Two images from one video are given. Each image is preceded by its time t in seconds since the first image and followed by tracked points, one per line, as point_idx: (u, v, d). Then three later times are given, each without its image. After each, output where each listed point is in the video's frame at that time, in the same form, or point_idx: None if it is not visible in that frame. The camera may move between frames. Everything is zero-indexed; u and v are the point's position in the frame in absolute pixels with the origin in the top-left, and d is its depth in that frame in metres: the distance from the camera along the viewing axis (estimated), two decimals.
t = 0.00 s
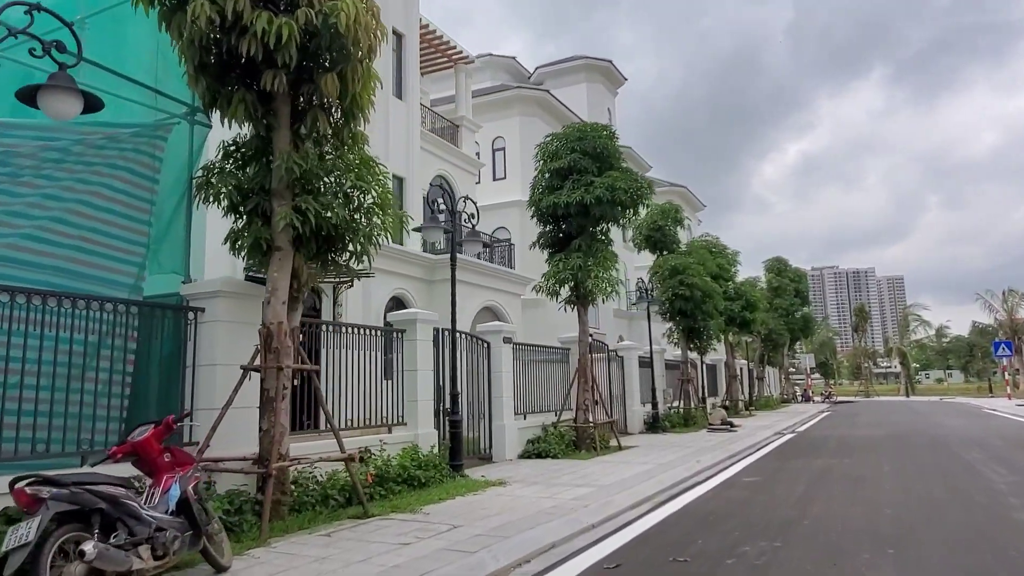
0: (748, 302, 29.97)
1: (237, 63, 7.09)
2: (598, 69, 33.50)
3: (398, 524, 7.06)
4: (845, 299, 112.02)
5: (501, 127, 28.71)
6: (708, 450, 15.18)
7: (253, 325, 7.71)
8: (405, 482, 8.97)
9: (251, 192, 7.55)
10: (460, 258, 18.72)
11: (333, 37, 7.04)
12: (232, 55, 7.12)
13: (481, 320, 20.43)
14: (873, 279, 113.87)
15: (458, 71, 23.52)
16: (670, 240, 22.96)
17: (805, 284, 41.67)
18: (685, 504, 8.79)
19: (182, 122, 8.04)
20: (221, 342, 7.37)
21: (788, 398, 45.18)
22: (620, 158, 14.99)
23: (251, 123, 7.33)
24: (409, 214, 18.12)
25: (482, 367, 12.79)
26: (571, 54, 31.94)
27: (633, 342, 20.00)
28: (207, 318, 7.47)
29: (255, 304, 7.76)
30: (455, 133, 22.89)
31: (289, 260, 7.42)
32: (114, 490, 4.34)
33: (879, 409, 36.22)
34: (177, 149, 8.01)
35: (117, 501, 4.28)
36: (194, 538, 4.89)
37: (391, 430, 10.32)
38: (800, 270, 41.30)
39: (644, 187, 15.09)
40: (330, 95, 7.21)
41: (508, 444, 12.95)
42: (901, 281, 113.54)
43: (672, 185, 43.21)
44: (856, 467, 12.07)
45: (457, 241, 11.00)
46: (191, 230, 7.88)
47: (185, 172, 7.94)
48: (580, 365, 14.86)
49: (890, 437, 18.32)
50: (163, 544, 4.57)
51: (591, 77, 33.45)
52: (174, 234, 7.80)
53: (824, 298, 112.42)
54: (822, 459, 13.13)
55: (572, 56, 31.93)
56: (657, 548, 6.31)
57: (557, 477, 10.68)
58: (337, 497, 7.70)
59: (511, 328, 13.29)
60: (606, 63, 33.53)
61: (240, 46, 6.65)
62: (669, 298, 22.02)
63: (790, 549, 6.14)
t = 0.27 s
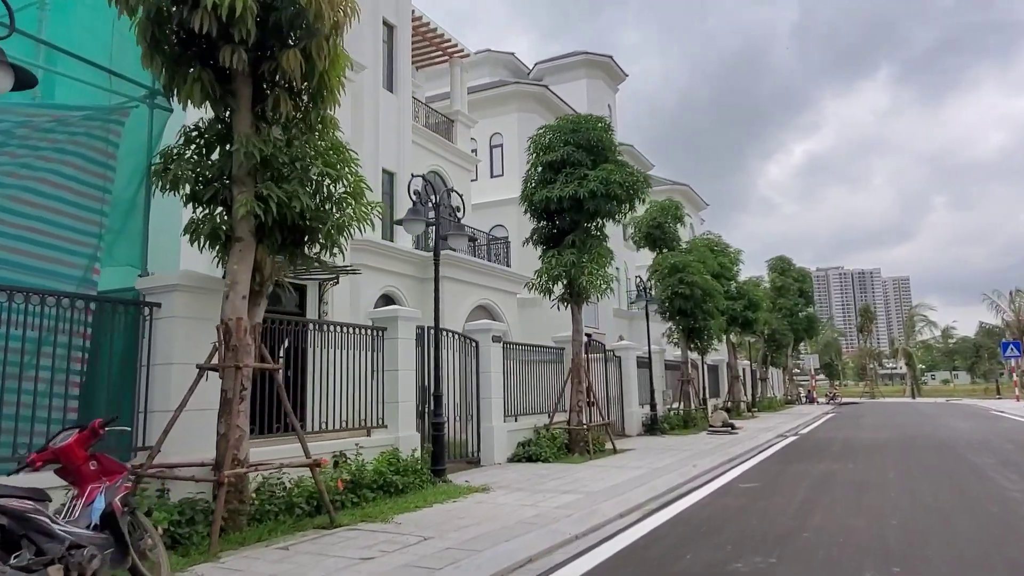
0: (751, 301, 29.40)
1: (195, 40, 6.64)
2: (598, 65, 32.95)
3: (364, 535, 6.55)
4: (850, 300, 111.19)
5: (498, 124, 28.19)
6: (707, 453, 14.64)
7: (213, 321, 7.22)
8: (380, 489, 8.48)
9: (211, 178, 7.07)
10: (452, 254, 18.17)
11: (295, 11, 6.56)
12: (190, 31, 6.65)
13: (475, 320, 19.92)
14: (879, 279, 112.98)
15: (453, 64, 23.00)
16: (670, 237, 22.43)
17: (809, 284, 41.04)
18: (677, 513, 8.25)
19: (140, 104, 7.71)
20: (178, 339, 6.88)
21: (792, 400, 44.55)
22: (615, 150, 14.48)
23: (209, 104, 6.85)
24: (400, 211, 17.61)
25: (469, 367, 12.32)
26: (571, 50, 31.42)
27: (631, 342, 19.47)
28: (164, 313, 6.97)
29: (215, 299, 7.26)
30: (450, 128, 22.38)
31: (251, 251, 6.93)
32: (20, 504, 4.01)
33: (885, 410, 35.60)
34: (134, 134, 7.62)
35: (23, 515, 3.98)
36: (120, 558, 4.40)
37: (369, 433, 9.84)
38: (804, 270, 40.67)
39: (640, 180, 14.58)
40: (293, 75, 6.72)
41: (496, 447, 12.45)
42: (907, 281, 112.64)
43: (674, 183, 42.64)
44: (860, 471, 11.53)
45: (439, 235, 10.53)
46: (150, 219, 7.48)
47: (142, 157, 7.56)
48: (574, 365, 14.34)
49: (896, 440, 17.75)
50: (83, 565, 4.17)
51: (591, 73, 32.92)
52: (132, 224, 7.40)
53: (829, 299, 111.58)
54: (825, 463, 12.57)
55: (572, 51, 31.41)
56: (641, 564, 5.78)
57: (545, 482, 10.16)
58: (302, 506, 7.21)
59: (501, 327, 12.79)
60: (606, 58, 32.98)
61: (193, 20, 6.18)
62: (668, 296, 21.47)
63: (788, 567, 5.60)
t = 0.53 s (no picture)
0: (754, 300, 28.82)
1: (143, 14, 6.16)
2: (598, 60, 32.41)
3: (325, 549, 6.06)
4: (856, 300, 110.30)
5: (496, 120, 27.69)
6: (705, 456, 14.13)
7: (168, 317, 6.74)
8: (353, 496, 7.99)
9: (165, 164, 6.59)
10: (445, 251, 17.66)
11: None
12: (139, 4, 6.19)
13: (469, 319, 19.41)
14: (885, 279, 112.06)
15: (448, 57, 22.37)
16: (671, 235, 21.98)
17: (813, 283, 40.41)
18: (668, 523, 7.75)
19: (94, 85, 7.28)
20: (129, 336, 6.39)
21: (796, 401, 43.91)
22: (610, 142, 13.98)
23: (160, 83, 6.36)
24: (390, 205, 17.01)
25: (457, 366, 11.91)
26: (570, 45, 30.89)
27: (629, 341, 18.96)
28: (114, 308, 6.49)
29: (170, 293, 6.79)
30: (444, 123, 21.89)
31: (207, 241, 6.43)
32: None
33: (890, 411, 34.99)
34: (87, 118, 7.19)
35: None
36: None
37: (347, 436, 9.35)
38: (808, 269, 40.05)
39: (636, 173, 14.07)
40: (250, 51, 6.24)
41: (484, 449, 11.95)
42: (913, 281, 111.69)
43: (676, 181, 42.07)
44: (865, 477, 10.99)
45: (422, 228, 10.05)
46: (103, 210, 7.09)
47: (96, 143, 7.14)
48: (567, 365, 13.84)
49: (903, 442, 17.20)
50: None
51: (591, 68, 32.39)
52: (83, 214, 7.00)
53: (835, 299, 110.72)
54: (828, 467, 12.04)
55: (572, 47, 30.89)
56: None
57: (532, 488, 9.66)
58: (264, 515, 6.72)
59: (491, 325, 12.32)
60: (606, 53, 32.44)
61: None
62: (668, 295, 20.91)
63: None
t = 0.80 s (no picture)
0: (757, 300, 28.23)
1: None
2: (599, 56, 31.91)
3: (278, 565, 5.57)
4: (862, 301, 109.40)
5: (494, 116, 27.22)
6: (704, 460, 13.60)
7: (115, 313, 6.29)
8: (321, 505, 7.49)
9: (111, 147, 6.11)
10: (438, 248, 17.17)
11: None
12: None
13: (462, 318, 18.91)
14: (891, 280, 111.12)
15: (442, 50, 21.70)
16: (671, 233, 21.45)
17: (818, 283, 39.77)
18: (656, 534, 7.25)
19: (42, 67, 6.87)
20: (71, 332, 5.94)
21: (801, 403, 43.26)
22: (604, 134, 13.48)
23: (103, 62, 5.92)
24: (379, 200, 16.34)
25: (443, 367, 11.51)
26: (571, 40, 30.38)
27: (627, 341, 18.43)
28: (55, 303, 6.03)
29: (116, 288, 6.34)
30: (438, 118, 21.42)
31: (155, 231, 5.96)
32: None
33: (897, 413, 34.34)
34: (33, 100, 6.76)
35: None
36: None
37: (321, 441, 8.88)
38: (813, 268, 39.41)
39: (631, 167, 13.57)
40: (201, 25, 5.77)
41: (471, 453, 11.44)
42: (920, 282, 110.71)
43: (679, 180, 41.49)
44: (869, 483, 10.47)
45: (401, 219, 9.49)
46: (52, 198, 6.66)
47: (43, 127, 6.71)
48: (560, 366, 13.31)
49: (908, 446, 16.64)
50: None
51: (591, 65, 31.87)
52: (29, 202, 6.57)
53: (841, 300, 109.79)
54: (830, 473, 11.50)
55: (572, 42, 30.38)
56: None
57: (516, 495, 9.16)
58: (218, 527, 6.24)
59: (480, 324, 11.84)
60: (607, 49, 31.92)
61: None
62: (668, 294, 20.34)
63: None
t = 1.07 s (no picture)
0: (761, 300, 27.63)
1: None
2: (600, 51, 31.40)
3: None
4: (870, 302, 108.42)
5: (492, 112, 26.74)
6: (702, 464, 13.09)
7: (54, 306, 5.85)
8: (286, 514, 7.00)
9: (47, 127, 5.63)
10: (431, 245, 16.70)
11: None
12: None
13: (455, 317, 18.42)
14: (899, 280, 110.08)
15: (438, 43, 21.27)
16: (671, 229, 20.87)
17: (825, 282, 39.10)
18: (644, 547, 6.75)
19: None
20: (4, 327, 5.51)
21: (807, 404, 42.60)
22: (598, 125, 12.99)
23: (38, 33, 5.44)
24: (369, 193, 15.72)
25: (429, 366, 11.07)
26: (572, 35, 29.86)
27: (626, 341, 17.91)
28: None
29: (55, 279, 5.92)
30: (433, 112, 20.95)
31: (96, 217, 5.48)
32: None
33: (905, 415, 33.61)
34: None
35: None
36: None
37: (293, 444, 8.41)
38: (819, 268, 38.75)
39: (626, 159, 13.07)
40: None
41: (457, 456, 10.94)
42: (928, 283, 109.66)
43: (683, 178, 40.92)
44: (874, 490, 9.95)
45: (380, 210, 8.97)
46: None
47: None
48: (553, 366, 12.79)
49: (917, 449, 16.07)
50: None
51: (593, 60, 31.35)
52: None
53: (848, 301, 108.83)
54: (834, 479, 10.96)
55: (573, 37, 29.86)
56: None
57: (500, 502, 8.65)
58: (165, 540, 5.77)
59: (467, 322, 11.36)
60: (609, 44, 31.38)
61: None
62: (668, 293, 19.79)
63: None
